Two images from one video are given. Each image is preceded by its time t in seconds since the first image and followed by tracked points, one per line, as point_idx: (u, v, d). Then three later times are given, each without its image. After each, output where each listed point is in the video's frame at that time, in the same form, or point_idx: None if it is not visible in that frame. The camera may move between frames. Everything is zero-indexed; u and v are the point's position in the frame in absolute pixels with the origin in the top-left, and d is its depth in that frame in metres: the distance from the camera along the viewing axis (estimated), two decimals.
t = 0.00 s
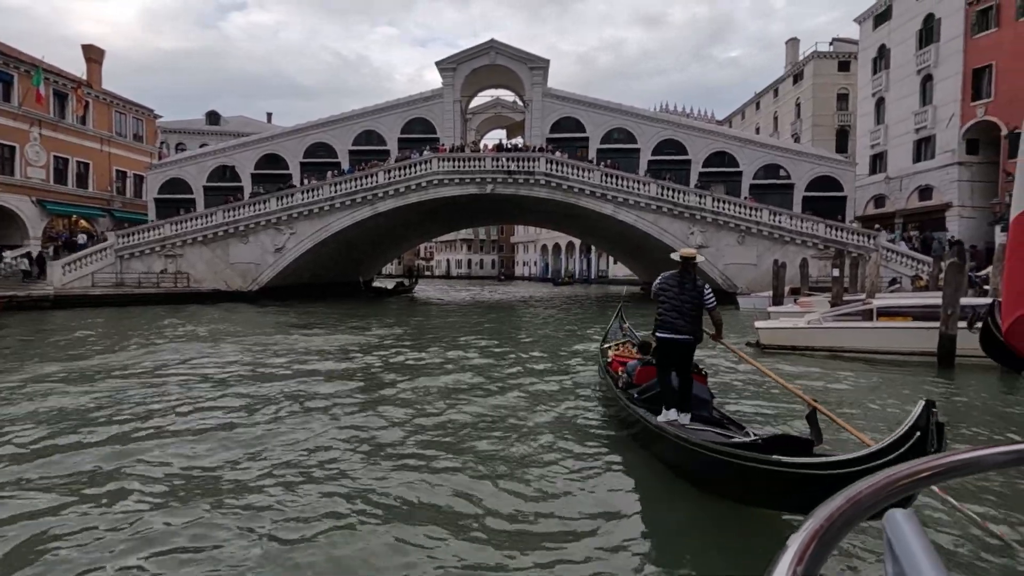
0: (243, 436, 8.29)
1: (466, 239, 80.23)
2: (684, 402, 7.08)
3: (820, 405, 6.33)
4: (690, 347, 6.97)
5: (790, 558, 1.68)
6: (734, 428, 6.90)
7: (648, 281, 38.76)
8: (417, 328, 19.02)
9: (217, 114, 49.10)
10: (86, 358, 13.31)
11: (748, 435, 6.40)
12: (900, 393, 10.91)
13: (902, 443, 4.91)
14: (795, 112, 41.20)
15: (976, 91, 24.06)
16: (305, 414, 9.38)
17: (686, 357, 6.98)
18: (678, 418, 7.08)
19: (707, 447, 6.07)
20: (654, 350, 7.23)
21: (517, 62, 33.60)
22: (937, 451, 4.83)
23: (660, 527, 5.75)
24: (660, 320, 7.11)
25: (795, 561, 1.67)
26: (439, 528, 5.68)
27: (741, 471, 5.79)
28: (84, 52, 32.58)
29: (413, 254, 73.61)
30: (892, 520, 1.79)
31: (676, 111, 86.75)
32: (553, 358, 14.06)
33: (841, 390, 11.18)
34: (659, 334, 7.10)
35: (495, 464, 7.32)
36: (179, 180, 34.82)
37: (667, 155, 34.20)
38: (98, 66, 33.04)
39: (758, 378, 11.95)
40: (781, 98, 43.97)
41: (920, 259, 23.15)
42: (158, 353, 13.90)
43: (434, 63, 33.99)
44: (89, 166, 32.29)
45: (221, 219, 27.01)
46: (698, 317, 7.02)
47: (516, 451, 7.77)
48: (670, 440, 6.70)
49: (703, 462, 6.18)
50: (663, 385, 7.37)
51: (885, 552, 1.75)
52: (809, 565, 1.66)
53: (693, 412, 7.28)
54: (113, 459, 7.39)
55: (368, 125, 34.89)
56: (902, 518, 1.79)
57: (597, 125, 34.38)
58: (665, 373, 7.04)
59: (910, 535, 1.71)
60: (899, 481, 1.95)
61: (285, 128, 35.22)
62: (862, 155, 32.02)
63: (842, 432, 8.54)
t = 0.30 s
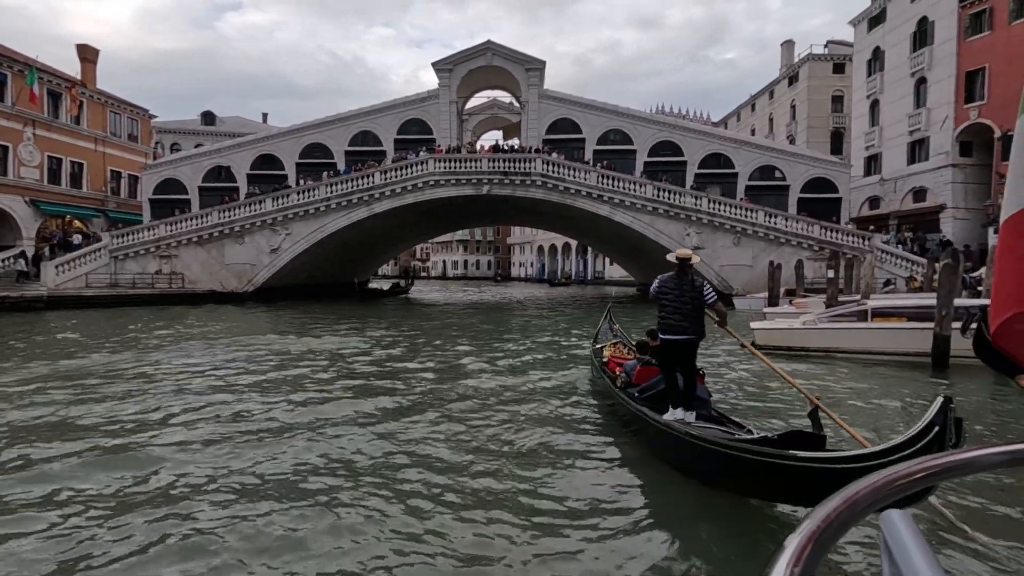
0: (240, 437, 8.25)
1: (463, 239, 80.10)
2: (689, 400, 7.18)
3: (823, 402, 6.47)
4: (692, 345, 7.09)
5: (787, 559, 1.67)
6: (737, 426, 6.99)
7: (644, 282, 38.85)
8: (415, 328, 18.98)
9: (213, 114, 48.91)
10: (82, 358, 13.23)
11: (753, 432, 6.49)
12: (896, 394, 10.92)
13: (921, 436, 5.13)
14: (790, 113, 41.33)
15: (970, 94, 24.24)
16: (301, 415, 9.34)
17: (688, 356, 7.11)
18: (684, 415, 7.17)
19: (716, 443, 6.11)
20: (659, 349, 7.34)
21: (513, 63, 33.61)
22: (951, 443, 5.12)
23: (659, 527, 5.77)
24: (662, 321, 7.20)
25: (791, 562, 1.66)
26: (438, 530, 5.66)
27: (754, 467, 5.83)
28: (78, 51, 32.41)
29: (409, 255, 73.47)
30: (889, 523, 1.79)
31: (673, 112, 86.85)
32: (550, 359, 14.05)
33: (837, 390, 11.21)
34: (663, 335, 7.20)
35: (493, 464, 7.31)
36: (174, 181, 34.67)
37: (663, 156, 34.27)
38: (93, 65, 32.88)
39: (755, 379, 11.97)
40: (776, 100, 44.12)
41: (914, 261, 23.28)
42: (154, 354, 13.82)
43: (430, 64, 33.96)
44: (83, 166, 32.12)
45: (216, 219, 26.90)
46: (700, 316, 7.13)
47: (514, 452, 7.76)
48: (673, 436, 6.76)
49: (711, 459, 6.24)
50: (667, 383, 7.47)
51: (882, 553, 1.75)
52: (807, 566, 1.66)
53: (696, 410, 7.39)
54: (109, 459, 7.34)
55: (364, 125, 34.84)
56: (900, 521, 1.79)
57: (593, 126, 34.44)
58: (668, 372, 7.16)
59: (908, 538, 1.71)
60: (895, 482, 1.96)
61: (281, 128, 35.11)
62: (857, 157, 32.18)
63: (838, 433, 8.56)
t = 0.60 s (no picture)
0: (237, 437, 8.24)
1: (459, 241, 80.06)
2: (692, 399, 7.29)
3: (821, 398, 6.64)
4: (693, 345, 7.24)
5: (781, 564, 1.68)
6: (740, 423, 7.16)
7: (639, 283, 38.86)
8: (411, 330, 18.95)
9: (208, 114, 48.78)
10: (77, 360, 13.17)
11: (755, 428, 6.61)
12: (891, 395, 10.97)
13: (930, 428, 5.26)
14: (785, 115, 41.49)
15: (963, 97, 24.42)
16: (299, 415, 9.34)
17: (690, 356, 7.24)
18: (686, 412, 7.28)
19: (718, 441, 6.20)
20: (661, 349, 7.44)
21: (509, 64, 33.65)
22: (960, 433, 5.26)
23: (658, 528, 5.79)
24: (664, 322, 7.30)
25: (784, 565, 1.68)
26: (436, 531, 5.63)
27: (761, 462, 5.90)
28: (73, 51, 32.29)
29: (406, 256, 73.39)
30: (881, 525, 1.82)
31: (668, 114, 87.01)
32: (547, 360, 14.06)
33: (832, 391, 11.26)
34: (666, 335, 7.30)
35: (490, 464, 7.33)
36: (169, 181, 34.56)
37: (659, 157, 34.35)
38: (87, 65, 32.75)
39: (751, 380, 12.03)
40: (771, 102, 44.29)
41: (908, 262, 23.42)
42: (150, 356, 13.77)
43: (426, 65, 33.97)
44: (77, 166, 31.96)
45: (211, 220, 26.80)
46: (701, 316, 7.24)
47: (510, 451, 7.78)
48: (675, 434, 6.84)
49: (715, 456, 6.32)
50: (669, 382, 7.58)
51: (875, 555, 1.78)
52: (800, 570, 1.68)
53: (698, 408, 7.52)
54: (104, 461, 7.29)
55: (360, 126, 34.80)
56: (892, 525, 1.81)
57: (589, 127, 34.51)
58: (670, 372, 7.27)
59: (899, 540, 1.73)
60: (885, 485, 1.99)
61: (276, 129, 35.03)
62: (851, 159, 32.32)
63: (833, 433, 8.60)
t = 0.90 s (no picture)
0: (235, 439, 8.22)
1: (456, 242, 80.05)
2: (693, 397, 7.31)
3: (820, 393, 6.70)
4: (694, 344, 7.26)
5: (775, 564, 1.69)
6: (740, 421, 7.21)
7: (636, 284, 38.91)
8: (409, 331, 18.93)
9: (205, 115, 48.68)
10: (73, 361, 13.13)
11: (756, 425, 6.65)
12: (889, 396, 11.00)
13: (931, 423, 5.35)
14: (782, 117, 41.60)
15: (958, 99, 24.54)
16: (295, 417, 9.32)
17: (691, 355, 7.26)
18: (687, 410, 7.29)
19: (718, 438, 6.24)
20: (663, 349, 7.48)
21: (506, 66, 33.67)
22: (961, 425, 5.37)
23: (658, 528, 5.79)
24: (665, 321, 7.32)
25: (778, 565, 1.68)
26: (436, 533, 5.59)
27: (763, 459, 5.94)
28: (69, 51, 32.16)
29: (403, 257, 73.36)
30: (876, 529, 1.83)
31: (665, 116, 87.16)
32: (544, 362, 14.06)
33: (829, 392, 11.29)
34: (667, 334, 7.33)
35: (488, 465, 7.32)
36: (165, 181, 34.47)
37: (656, 159, 34.39)
38: (83, 66, 32.63)
39: (747, 381, 12.06)
40: (768, 104, 44.41)
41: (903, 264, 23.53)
42: (147, 357, 13.73)
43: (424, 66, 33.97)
44: (72, 166, 31.84)
45: (208, 220, 26.73)
46: (701, 316, 7.28)
47: (508, 452, 7.77)
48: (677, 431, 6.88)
49: (715, 455, 6.36)
50: (670, 381, 7.63)
51: (870, 558, 1.78)
52: (794, 571, 1.69)
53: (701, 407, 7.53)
54: (100, 464, 7.22)
55: (357, 127, 34.77)
56: (886, 528, 1.83)
57: (586, 128, 34.55)
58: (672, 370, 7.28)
59: (893, 543, 1.74)
60: (877, 487, 2.00)
61: (273, 130, 34.94)
62: (848, 160, 32.42)
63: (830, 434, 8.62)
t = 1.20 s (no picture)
0: (231, 440, 8.17)
1: (454, 243, 80.08)
2: (694, 397, 7.31)
3: (816, 392, 6.74)
4: (696, 345, 7.28)
5: (773, 565, 1.69)
6: (739, 419, 7.23)
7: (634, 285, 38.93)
8: (407, 332, 18.93)
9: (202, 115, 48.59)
10: (70, 362, 13.07)
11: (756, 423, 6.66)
12: (887, 397, 11.02)
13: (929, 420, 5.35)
14: (778, 119, 41.70)
15: (954, 101, 24.64)
16: (293, 418, 9.30)
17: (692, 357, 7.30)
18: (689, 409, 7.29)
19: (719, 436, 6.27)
20: (661, 349, 7.46)
21: (503, 66, 33.68)
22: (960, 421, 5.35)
23: (655, 527, 5.79)
24: (665, 322, 7.36)
25: (775, 566, 1.68)
26: (434, 534, 5.55)
27: (765, 456, 5.96)
28: (64, 51, 32.05)
29: (401, 258, 73.35)
30: (873, 531, 1.84)
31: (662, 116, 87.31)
32: (542, 362, 14.06)
33: (826, 393, 11.31)
34: (668, 335, 7.35)
35: (485, 465, 7.31)
36: (162, 182, 34.38)
37: (653, 160, 34.42)
38: (79, 66, 32.51)
39: (745, 382, 12.07)
40: (765, 105, 44.50)
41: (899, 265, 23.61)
42: (144, 358, 13.68)
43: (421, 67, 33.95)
44: (68, 167, 31.73)
45: (205, 221, 26.65)
46: (701, 316, 7.33)
47: (505, 452, 7.75)
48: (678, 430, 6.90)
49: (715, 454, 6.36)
50: (671, 381, 7.64)
51: (867, 560, 1.78)
52: (790, 573, 1.69)
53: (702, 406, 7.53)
54: (96, 465, 7.17)
55: (355, 128, 34.72)
56: (882, 530, 1.84)
57: (584, 129, 34.58)
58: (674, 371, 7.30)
59: (889, 547, 1.74)
60: (874, 487, 2.01)
61: (270, 130, 34.86)
62: (844, 162, 32.52)
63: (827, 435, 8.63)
